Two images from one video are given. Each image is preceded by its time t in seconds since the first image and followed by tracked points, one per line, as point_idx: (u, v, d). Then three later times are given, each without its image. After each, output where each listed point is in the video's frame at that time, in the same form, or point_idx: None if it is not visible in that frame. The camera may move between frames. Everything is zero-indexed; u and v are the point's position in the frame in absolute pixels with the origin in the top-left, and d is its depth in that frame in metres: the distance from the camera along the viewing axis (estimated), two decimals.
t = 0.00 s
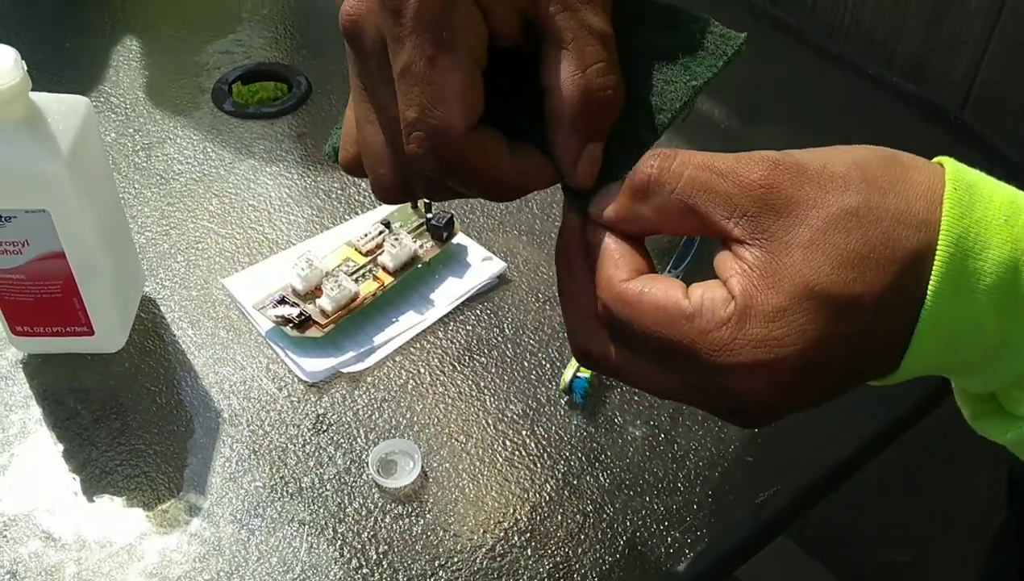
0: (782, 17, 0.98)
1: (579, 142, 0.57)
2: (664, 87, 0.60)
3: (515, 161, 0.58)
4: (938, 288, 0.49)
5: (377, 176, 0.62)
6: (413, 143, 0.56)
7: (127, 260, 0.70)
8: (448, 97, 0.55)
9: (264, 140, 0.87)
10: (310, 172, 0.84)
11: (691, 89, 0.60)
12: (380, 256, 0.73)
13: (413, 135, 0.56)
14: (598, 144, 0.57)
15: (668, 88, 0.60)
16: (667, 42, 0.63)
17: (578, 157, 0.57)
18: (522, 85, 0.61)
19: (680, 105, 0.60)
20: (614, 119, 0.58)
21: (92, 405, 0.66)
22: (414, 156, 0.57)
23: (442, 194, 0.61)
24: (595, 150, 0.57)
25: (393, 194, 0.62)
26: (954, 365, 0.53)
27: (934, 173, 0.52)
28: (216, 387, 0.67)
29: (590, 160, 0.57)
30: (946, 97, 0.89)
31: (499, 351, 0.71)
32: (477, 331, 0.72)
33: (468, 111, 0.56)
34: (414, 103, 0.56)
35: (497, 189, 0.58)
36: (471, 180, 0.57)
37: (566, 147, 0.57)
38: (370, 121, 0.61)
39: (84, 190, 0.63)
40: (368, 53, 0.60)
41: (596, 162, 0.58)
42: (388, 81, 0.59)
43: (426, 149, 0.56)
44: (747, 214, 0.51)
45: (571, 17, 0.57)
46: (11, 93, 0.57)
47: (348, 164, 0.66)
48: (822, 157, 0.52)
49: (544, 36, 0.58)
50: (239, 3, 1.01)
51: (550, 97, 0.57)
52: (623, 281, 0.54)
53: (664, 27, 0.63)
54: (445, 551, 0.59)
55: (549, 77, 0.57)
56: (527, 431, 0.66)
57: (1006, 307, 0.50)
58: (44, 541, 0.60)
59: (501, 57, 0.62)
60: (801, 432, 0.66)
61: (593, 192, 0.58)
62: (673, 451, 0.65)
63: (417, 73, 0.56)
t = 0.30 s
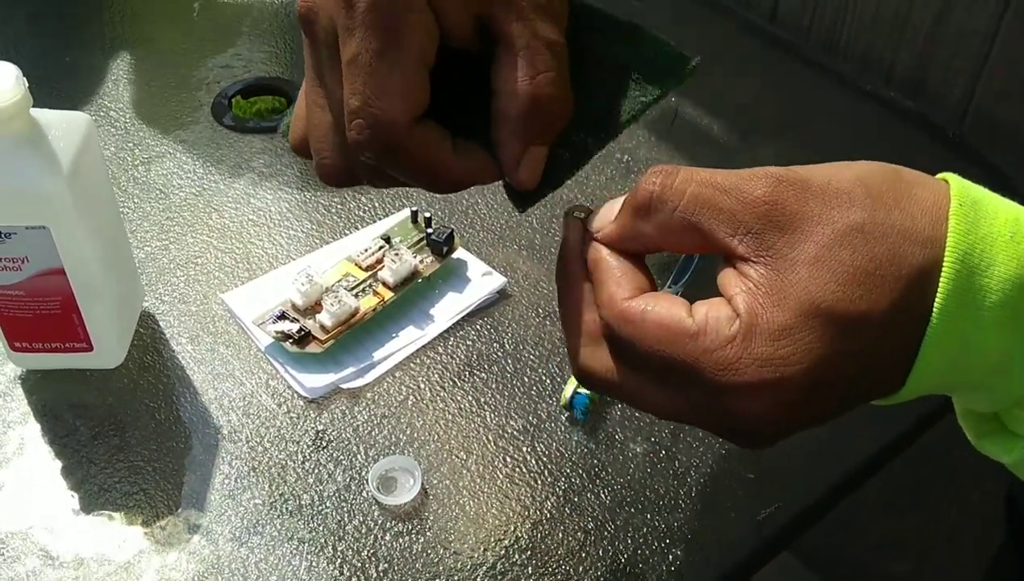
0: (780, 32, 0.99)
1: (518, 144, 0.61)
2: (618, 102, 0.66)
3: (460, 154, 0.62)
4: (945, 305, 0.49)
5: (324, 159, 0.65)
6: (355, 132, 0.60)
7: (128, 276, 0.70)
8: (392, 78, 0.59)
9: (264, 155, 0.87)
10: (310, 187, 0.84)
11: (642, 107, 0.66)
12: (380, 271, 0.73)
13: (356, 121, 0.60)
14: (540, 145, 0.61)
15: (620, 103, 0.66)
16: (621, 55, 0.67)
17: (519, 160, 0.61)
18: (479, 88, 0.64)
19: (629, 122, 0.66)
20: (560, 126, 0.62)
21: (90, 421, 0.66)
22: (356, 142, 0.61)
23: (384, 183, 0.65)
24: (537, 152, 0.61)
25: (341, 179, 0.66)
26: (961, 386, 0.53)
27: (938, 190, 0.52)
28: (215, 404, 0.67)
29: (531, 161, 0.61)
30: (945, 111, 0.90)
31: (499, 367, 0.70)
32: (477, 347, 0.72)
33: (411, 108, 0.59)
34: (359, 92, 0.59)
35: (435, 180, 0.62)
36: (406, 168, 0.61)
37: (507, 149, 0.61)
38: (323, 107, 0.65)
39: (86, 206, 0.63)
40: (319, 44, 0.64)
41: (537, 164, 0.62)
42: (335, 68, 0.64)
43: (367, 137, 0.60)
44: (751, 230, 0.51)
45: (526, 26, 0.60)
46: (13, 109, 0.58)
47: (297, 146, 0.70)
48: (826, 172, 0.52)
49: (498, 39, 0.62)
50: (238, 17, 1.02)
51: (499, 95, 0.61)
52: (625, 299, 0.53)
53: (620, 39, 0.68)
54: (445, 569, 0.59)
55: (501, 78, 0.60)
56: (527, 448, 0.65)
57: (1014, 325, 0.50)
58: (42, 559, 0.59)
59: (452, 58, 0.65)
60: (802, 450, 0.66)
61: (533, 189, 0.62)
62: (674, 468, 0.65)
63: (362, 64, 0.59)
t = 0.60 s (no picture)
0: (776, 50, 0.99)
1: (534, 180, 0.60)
2: (629, 128, 0.65)
3: (473, 194, 0.61)
4: (921, 321, 0.48)
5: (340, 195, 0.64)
6: (370, 175, 0.58)
7: (124, 298, 0.69)
8: (412, 122, 0.57)
9: (260, 174, 0.87)
10: (306, 206, 0.84)
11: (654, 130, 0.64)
12: (377, 291, 0.73)
13: (371, 165, 0.58)
14: (551, 182, 0.61)
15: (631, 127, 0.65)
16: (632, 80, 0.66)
17: (532, 196, 0.61)
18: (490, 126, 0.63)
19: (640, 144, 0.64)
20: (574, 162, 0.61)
21: (85, 443, 0.66)
22: (374, 190, 0.59)
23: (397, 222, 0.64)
24: (548, 188, 0.61)
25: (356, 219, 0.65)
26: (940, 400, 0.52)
27: (917, 203, 0.51)
28: (209, 425, 0.67)
29: (543, 197, 0.61)
30: (941, 128, 0.90)
31: (496, 387, 0.70)
32: (473, 367, 0.72)
33: (430, 152, 0.58)
34: (377, 134, 0.57)
35: (454, 219, 0.61)
36: (422, 210, 0.60)
37: (523, 182, 0.60)
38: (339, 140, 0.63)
39: (81, 229, 0.63)
40: (337, 82, 0.61)
41: (549, 198, 0.61)
42: (353, 110, 0.61)
43: (382, 184, 0.58)
44: (729, 246, 0.51)
45: (542, 61, 0.58)
46: (8, 132, 0.58)
47: (308, 177, 0.68)
48: (805, 186, 0.51)
49: (517, 78, 0.60)
50: (235, 35, 1.02)
51: (517, 135, 0.59)
52: (605, 314, 0.53)
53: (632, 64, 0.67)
54: None
55: (516, 115, 0.59)
56: (523, 470, 0.65)
57: (991, 340, 0.49)
58: None
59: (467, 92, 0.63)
60: (799, 470, 0.66)
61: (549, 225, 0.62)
62: (671, 490, 0.65)
63: (383, 108, 0.57)
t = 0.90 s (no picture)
0: (772, 60, 1.00)
1: (573, 156, 0.57)
2: (661, 110, 0.61)
3: (511, 169, 0.59)
4: (936, 308, 0.49)
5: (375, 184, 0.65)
6: (401, 152, 0.57)
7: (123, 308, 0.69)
8: (434, 95, 0.56)
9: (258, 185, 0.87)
10: (304, 216, 0.83)
11: (691, 109, 0.61)
12: (376, 302, 0.73)
13: (401, 139, 0.57)
14: (591, 156, 0.57)
15: (666, 106, 0.61)
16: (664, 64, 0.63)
17: (573, 170, 0.58)
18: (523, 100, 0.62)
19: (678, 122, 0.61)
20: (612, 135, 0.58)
21: (83, 456, 0.66)
22: (405, 164, 0.58)
23: (428, 204, 0.63)
24: (589, 164, 0.58)
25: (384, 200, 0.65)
26: (950, 391, 0.53)
27: (930, 195, 0.51)
28: (209, 437, 0.67)
29: (584, 172, 0.58)
30: (938, 136, 0.91)
31: (495, 399, 0.70)
32: (472, 378, 0.71)
33: (458, 122, 0.56)
34: (402, 108, 0.57)
35: (480, 201, 0.59)
36: (456, 188, 0.58)
37: (561, 160, 0.57)
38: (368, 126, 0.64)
39: (81, 240, 0.63)
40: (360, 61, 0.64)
41: (590, 177, 0.58)
42: (380, 87, 0.62)
43: (413, 158, 0.57)
44: (740, 230, 0.51)
45: (568, 29, 0.57)
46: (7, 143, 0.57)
47: (341, 180, 0.71)
48: (818, 174, 0.52)
49: (540, 49, 0.58)
50: (232, 45, 1.02)
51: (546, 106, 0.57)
52: (612, 296, 0.53)
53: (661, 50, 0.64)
54: None
55: (546, 87, 0.57)
56: (524, 482, 0.65)
57: (1003, 331, 0.50)
58: None
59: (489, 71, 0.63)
60: (798, 482, 0.66)
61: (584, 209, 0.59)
62: (671, 502, 0.64)
63: (406, 77, 0.57)
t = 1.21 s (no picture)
0: (767, 75, 1.00)
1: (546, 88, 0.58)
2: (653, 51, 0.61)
3: (484, 107, 0.60)
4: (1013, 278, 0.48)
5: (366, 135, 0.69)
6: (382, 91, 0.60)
7: (121, 323, 0.69)
8: (408, 34, 0.59)
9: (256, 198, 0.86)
10: (301, 230, 0.83)
11: (681, 53, 0.61)
12: (375, 316, 0.73)
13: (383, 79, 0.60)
14: (574, 91, 0.58)
15: (658, 50, 0.61)
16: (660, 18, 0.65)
17: (549, 104, 0.58)
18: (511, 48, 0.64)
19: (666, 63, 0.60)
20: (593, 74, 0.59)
21: (80, 472, 0.65)
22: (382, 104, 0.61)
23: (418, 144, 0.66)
24: (570, 97, 0.58)
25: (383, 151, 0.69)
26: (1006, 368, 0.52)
27: (999, 163, 0.51)
28: (207, 453, 0.66)
29: (563, 105, 0.58)
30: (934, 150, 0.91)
31: (495, 414, 0.70)
32: (471, 393, 0.71)
33: (430, 56, 0.59)
34: (383, 49, 0.60)
35: (465, 138, 0.60)
36: (433, 125, 0.60)
37: (536, 94, 0.58)
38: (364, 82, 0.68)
39: (79, 255, 0.62)
40: (355, 18, 0.67)
41: (571, 109, 0.58)
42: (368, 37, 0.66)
43: (391, 96, 0.60)
44: (801, 194, 0.48)
45: None
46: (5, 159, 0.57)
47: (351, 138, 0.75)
48: (882, 135, 0.50)
49: None
50: (228, 59, 1.02)
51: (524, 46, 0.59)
52: (652, 262, 0.50)
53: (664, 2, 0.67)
54: None
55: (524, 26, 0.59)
56: (524, 497, 0.64)
57: None
58: None
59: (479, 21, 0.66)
60: (800, 497, 0.66)
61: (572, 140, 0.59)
62: (673, 517, 0.64)
63: (384, 21, 0.60)
